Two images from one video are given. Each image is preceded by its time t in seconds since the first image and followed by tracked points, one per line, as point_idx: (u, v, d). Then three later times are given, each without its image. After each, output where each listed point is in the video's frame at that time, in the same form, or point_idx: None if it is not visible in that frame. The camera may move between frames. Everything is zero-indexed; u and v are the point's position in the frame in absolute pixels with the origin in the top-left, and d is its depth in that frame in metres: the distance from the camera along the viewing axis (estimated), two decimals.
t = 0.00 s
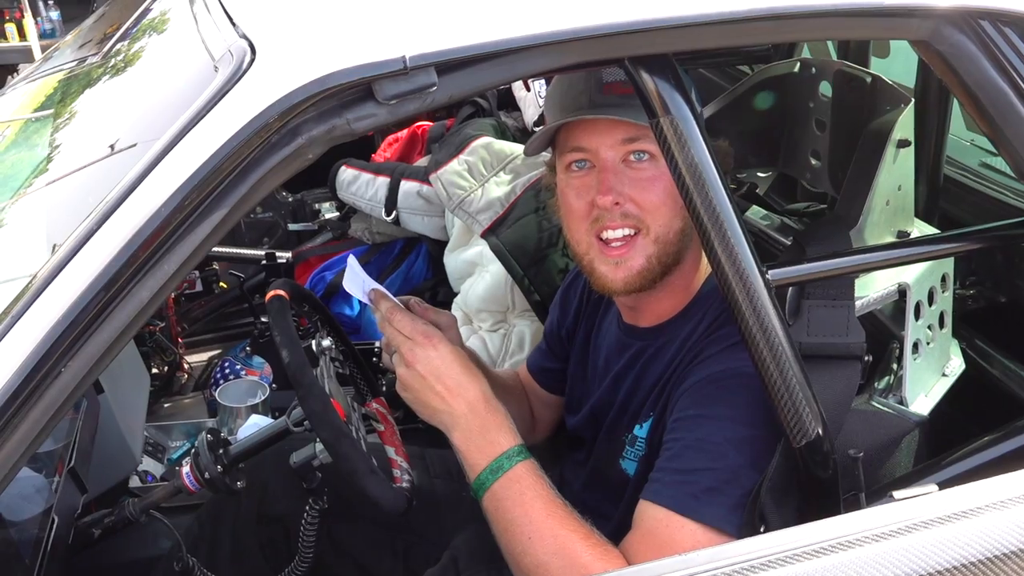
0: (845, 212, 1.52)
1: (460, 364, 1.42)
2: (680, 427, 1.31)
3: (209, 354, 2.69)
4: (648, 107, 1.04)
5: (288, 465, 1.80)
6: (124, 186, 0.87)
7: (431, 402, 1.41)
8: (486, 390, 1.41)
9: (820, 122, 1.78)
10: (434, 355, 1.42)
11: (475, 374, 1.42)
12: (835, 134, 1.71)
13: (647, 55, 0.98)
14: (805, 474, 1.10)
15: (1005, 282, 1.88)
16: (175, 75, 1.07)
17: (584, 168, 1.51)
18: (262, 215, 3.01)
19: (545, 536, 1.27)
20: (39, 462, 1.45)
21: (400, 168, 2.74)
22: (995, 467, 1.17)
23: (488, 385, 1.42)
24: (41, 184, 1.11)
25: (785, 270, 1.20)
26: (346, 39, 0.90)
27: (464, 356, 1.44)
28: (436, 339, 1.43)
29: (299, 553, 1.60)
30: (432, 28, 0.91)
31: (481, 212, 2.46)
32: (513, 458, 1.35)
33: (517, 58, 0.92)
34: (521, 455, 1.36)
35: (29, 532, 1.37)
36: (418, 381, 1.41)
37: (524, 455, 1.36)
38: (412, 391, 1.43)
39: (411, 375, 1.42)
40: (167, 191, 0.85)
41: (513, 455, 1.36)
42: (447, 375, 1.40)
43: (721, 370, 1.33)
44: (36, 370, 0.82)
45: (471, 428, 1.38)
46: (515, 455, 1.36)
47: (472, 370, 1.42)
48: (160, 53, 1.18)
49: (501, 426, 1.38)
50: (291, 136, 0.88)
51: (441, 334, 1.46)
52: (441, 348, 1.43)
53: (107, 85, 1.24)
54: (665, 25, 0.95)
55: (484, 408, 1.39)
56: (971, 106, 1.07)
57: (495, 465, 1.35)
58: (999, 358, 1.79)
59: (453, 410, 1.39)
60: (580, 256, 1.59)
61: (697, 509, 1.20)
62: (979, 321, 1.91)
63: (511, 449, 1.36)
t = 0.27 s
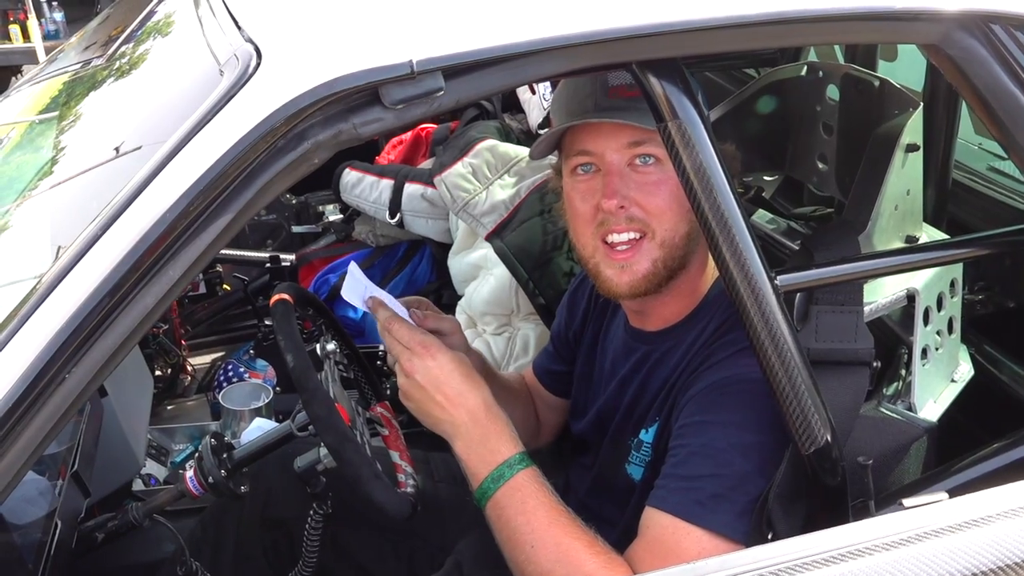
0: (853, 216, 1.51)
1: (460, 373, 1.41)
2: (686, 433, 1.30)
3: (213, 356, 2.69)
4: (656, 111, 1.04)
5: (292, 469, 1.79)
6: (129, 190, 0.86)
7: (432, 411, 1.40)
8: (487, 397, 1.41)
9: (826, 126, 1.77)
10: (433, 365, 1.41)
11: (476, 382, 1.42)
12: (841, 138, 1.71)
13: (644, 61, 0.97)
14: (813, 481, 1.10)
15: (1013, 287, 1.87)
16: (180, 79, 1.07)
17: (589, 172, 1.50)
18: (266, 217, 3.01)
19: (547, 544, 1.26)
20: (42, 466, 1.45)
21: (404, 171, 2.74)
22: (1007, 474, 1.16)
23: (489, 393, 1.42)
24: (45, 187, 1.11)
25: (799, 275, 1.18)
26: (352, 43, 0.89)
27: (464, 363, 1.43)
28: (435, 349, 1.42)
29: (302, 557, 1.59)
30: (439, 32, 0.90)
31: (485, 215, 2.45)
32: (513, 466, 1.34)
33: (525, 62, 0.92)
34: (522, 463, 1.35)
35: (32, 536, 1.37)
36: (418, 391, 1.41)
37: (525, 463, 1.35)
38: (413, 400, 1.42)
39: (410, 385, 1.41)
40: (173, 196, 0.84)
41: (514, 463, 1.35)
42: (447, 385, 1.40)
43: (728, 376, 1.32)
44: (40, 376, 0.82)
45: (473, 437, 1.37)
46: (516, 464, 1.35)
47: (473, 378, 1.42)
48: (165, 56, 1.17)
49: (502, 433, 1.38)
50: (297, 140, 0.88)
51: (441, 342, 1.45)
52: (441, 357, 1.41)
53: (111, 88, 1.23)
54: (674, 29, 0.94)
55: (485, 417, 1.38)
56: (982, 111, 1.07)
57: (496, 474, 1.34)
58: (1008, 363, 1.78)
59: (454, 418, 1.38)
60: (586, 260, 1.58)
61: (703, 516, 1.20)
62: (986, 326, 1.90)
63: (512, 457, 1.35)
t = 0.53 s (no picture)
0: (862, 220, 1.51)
1: (454, 381, 1.40)
2: (693, 435, 1.30)
3: (219, 355, 2.69)
4: (667, 113, 1.04)
5: (298, 469, 1.79)
6: (141, 189, 0.86)
7: (433, 420, 1.41)
8: (486, 401, 1.40)
9: (836, 128, 1.78)
10: (426, 377, 1.40)
11: (473, 388, 1.41)
12: (851, 140, 1.71)
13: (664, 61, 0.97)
14: (821, 484, 1.10)
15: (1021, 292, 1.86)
16: (191, 79, 1.07)
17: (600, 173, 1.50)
18: (273, 217, 3.01)
19: (551, 547, 1.26)
20: (49, 464, 1.46)
21: (412, 172, 2.75)
22: (1016, 478, 1.15)
23: (488, 396, 1.41)
24: (55, 186, 1.11)
25: (808, 277, 1.18)
26: (364, 43, 0.90)
27: (459, 368, 1.42)
28: (426, 360, 1.40)
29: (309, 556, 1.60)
30: (452, 32, 0.90)
31: (492, 216, 2.46)
32: (516, 470, 1.34)
33: (536, 64, 0.92)
34: (525, 465, 1.35)
35: (39, 534, 1.37)
36: (417, 403, 1.41)
37: (528, 465, 1.35)
38: (415, 412, 1.43)
39: (409, 399, 1.42)
40: (185, 195, 0.85)
41: (518, 466, 1.35)
42: (443, 395, 1.39)
43: (735, 378, 1.32)
44: (52, 375, 0.82)
45: (475, 443, 1.37)
46: (519, 466, 1.35)
47: (470, 384, 1.41)
48: (175, 56, 1.18)
49: (504, 437, 1.37)
50: (309, 140, 0.88)
51: (434, 349, 1.43)
52: (433, 367, 1.40)
53: (121, 88, 1.23)
54: (686, 31, 0.94)
55: (485, 421, 1.38)
56: (995, 115, 1.06)
57: (499, 478, 1.34)
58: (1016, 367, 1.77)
59: (454, 427, 1.39)
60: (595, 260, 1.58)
61: (711, 518, 1.19)
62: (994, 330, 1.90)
63: (514, 461, 1.35)
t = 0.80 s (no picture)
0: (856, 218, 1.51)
1: (448, 379, 1.42)
2: (689, 432, 1.31)
3: (220, 356, 2.70)
4: (659, 110, 1.04)
5: (297, 468, 1.80)
6: (137, 186, 0.87)
7: (427, 420, 1.42)
8: (480, 399, 1.41)
9: (832, 127, 1.79)
10: (420, 375, 1.42)
11: (467, 385, 1.42)
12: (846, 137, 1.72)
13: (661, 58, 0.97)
14: (814, 480, 1.10)
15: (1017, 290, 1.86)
16: (187, 78, 1.08)
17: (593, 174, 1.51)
18: (273, 218, 3.02)
19: (546, 545, 1.26)
20: (48, 462, 1.46)
21: (411, 172, 2.75)
22: (1009, 474, 1.16)
23: (484, 395, 1.42)
24: (54, 185, 1.12)
25: (803, 274, 1.18)
26: (358, 42, 0.90)
27: (453, 366, 1.44)
28: (420, 358, 1.43)
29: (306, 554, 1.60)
30: (445, 31, 0.91)
31: (491, 216, 2.47)
32: (512, 467, 1.35)
33: (528, 61, 0.92)
34: (520, 463, 1.36)
35: (38, 532, 1.38)
36: (411, 402, 1.43)
37: (523, 463, 1.36)
38: (410, 412, 1.44)
39: (403, 399, 1.43)
40: (179, 192, 0.85)
41: (512, 464, 1.35)
42: (437, 393, 1.41)
43: (730, 376, 1.32)
44: (47, 371, 0.83)
45: (470, 440, 1.38)
46: (514, 464, 1.35)
47: (464, 382, 1.42)
48: (173, 55, 1.19)
49: (499, 435, 1.38)
50: (303, 137, 0.89)
51: (429, 348, 1.46)
52: (426, 365, 1.42)
53: (120, 87, 1.24)
54: (679, 29, 0.95)
55: (479, 419, 1.39)
56: (986, 112, 1.07)
57: (494, 476, 1.35)
58: (1012, 366, 1.78)
59: (448, 425, 1.39)
60: (591, 259, 1.59)
61: (706, 515, 1.20)
62: (991, 328, 1.90)
63: (509, 459, 1.36)
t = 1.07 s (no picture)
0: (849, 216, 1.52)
1: (448, 381, 1.42)
2: (686, 431, 1.31)
3: (219, 364, 2.71)
4: (649, 113, 1.05)
5: (297, 474, 1.81)
6: (132, 196, 0.88)
7: (427, 422, 1.42)
8: (480, 402, 1.42)
9: (823, 126, 1.80)
10: (419, 377, 1.43)
11: (467, 388, 1.43)
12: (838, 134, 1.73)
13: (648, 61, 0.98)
14: (810, 477, 1.11)
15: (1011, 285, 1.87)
16: (180, 88, 1.09)
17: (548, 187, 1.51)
18: (270, 225, 3.03)
19: (546, 546, 1.27)
20: (47, 473, 1.47)
21: (406, 178, 2.75)
22: (1004, 468, 1.17)
23: (483, 398, 1.43)
24: (50, 197, 1.13)
25: (794, 273, 1.20)
26: (348, 50, 0.91)
27: (453, 369, 1.45)
28: (419, 362, 1.44)
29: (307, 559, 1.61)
30: (434, 38, 0.92)
31: (487, 220, 2.48)
32: (512, 469, 1.36)
33: (518, 66, 0.93)
34: (520, 465, 1.36)
35: (39, 542, 1.38)
36: (411, 405, 1.43)
37: (523, 465, 1.37)
38: (410, 415, 1.44)
39: (403, 402, 1.44)
40: (172, 203, 0.86)
41: (512, 465, 1.36)
42: (436, 395, 1.41)
43: (726, 375, 1.33)
44: (45, 381, 0.84)
45: (470, 442, 1.38)
46: (514, 466, 1.36)
47: (463, 384, 1.43)
48: (167, 65, 1.19)
49: (499, 437, 1.39)
50: (295, 146, 0.89)
51: (428, 352, 1.47)
52: (426, 369, 1.43)
53: (116, 98, 1.25)
54: (667, 31, 0.95)
55: (479, 421, 1.39)
56: (973, 109, 1.08)
57: (494, 478, 1.35)
58: (1007, 361, 1.79)
59: (449, 427, 1.40)
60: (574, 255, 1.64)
61: (703, 514, 1.20)
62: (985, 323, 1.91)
63: (509, 460, 1.36)
